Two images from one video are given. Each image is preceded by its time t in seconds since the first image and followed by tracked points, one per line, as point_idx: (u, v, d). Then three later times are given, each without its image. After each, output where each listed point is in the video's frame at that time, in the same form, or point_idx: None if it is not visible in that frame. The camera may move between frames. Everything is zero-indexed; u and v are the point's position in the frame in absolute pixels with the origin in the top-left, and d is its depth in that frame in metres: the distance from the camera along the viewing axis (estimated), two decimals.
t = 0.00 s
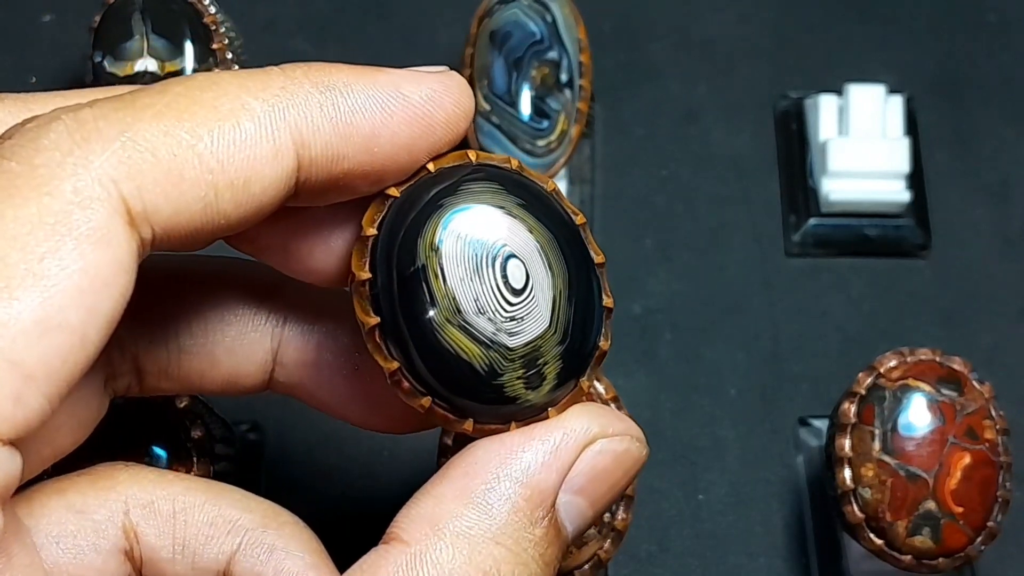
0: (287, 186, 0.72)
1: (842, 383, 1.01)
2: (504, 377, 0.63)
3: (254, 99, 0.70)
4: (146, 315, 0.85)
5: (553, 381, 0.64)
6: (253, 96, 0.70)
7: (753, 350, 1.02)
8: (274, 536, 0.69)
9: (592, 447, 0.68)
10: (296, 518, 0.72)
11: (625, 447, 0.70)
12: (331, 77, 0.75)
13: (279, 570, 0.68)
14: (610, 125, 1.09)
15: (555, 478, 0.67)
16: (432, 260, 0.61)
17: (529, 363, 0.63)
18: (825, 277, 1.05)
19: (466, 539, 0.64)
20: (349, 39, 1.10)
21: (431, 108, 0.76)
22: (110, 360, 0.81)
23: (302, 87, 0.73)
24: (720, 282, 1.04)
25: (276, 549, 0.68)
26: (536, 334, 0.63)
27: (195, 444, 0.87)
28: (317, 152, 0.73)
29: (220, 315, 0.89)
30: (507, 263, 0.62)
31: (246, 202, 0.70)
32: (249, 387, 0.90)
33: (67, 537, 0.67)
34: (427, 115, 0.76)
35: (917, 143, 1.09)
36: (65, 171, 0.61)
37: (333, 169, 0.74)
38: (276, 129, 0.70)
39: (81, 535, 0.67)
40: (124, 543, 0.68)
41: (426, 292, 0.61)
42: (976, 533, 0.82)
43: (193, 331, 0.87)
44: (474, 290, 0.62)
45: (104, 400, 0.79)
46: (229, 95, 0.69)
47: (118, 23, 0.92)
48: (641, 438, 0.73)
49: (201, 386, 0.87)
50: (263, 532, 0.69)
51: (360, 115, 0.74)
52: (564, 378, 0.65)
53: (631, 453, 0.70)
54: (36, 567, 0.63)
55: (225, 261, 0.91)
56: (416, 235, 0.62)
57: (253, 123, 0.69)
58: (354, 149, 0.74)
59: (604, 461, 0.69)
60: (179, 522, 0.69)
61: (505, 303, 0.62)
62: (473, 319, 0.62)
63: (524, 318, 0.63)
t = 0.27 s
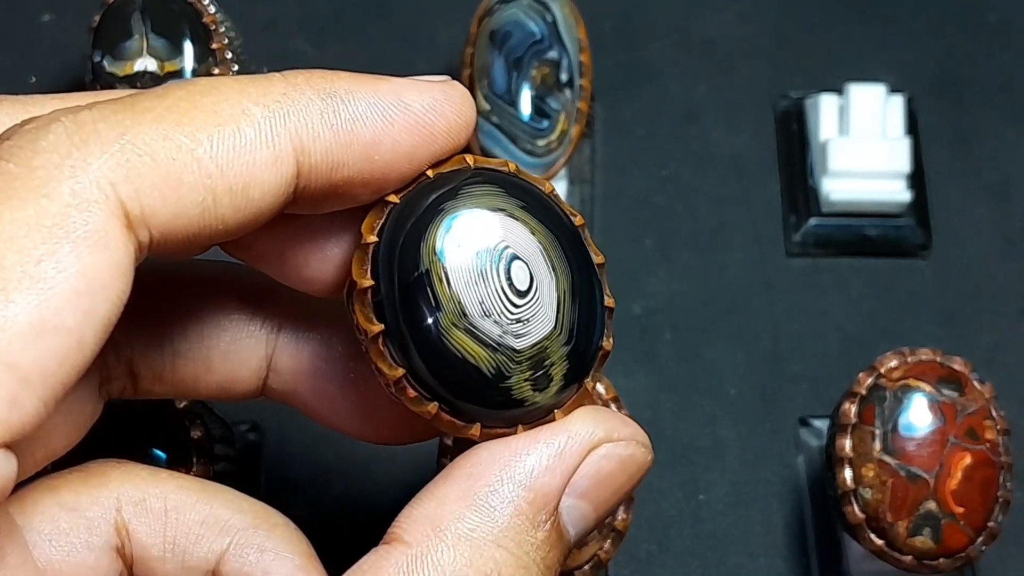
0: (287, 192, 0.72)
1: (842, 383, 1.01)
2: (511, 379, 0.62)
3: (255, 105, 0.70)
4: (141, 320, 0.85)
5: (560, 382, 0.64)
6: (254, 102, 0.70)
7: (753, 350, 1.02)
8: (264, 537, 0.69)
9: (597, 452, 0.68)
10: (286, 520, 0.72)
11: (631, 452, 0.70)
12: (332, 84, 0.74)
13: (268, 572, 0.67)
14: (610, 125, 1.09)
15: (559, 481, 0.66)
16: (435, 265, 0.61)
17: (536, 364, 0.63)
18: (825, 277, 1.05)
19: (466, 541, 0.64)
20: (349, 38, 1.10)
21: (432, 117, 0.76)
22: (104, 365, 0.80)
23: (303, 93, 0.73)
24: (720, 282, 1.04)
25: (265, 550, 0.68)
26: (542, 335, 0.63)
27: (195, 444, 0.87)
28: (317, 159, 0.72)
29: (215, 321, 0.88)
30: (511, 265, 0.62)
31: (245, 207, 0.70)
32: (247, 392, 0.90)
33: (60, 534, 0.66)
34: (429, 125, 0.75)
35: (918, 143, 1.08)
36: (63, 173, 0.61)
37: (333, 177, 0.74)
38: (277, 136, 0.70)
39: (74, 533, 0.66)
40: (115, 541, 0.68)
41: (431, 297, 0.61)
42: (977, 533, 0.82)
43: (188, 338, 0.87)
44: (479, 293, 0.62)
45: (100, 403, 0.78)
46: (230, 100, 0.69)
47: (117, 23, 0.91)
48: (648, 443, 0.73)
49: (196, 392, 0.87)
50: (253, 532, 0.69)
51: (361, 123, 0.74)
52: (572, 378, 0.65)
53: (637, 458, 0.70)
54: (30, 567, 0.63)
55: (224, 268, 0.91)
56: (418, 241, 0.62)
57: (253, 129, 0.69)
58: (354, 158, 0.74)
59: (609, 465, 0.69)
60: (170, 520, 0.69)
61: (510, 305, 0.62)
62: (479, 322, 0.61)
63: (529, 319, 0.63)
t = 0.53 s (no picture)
0: (274, 188, 0.71)
1: (842, 383, 1.01)
2: (504, 372, 0.61)
3: (241, 100, 0.69)
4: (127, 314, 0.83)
5: (553, 375, 0.63)
6: (240, 98, 0.69)
7: (753, 350, 1.02)
8: (243, 524, 0.68)
9: (588, 444, 0.67)
10: (267, 510, 0.71)
11: (621, 445, 0.69)
12: (321, 80, 0.73)
13: (245, 558, 0.66)
14: (610, 125, 1.09)
15: (549, 474, 0.66)
16: (426, 258, 0.60)
17: (529, 356, 0.62)
18: (825, 277, 1.05)
19: (456, 534, 0.63)
20: (350, 38, 1.10)
21: (422, 113, 0.75)
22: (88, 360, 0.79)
23: (291, 88, 0.72)
24: (720, 283, 1.04)
25: (244, 536, 0.68)
26: (534, 327, 0.61)
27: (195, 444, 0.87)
28: (305, 155, 0.72)
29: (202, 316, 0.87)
30: (502, 257, 0.61)
31: (232, 203, 0.69)
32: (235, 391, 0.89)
33: (45, 524, 0.66)
34: (419, 120, 0.74)
35: (918, 143, 1.08)
36: (49, 169, 0.61)
37: (321, 173, 0.73)
38: (264, 131, 0.69)
39: (58, 521, 0.66)
40: (98, 528, 0.67)
41: (422, 290, 0.60)
42: (977, 533, 0.82)
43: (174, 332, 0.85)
44: (471, 284, 0.60)
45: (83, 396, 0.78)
46: (216, 96, 0.68)
47: (118, 23, 0.91)
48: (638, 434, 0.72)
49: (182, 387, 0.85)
50: (232, 519, 0.69)
51: (350, 119, 0.73)
52: (564, 371, 0.63)
53: (628, 451, 0.69)
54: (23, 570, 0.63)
55: (212, 260, 0.89)
56: (409, 234, 0.61)
57: (240, 125, 0.69)
58: (342, 153, 0.73)
59: (599, 457, 0.68)
60: (151, 508, 0.69)
61: (502, 297, 0.61)
62: (472, 315, 0.60)
63: (522, 310, 0.61)
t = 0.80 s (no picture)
0: (265, 185, 0.71)
1: (842, 383, 1.01)
2: (509, 365, 0.60)
3: (228, 99, 0.69)
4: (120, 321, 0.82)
5: (555, 368, 0.62)
6: (228, 97, 0.69)
7: (753, 350, 1.02)
8: (237, 525, 0.68)
9: (588, 447, 0.66)
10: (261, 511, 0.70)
11: (622, 449, 0.67)
12: (306, 79, 0.73)
13: (240, 557, 0.66)
14: (610, 125, 1.09)
15: (549, 475, 0.64)
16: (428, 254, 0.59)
17: (533, 349, 0.61)
18: (825, 277, 1.05)
19: (450, 532, 0.62)
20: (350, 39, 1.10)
21: (409, 107, 0.75)
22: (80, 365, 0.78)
23: (277, 87, 0.72)
24: (720, 282, 1.04)
25: (239, 537, 0.67)
26: (538, 320, 0.61)
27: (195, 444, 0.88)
28: (294, 150, 0.71)
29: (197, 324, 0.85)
30: (503, 251, 0.60)
31: (224, 202, 0.68)
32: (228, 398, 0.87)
33: (40, 524, 0.65)
34: (406, 115, 0.74)
35: (918, 143, 1.08)
36: (39, 167, 0.60)
37: (311, 169, 0.73)
38: (253, 129, 0.69)
39: (54, 520, 0.66)
40: (93, 529, 0.67)
41: (425, 286, 0.59)
42: (977, 533, 0.82)
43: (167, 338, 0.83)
44: (474, 279, 0.60)
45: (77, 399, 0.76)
46: (203, 95, 0.68)
47: (118, 23, 0.91)
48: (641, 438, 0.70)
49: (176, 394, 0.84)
50: (226, 520, 0.68)
51: (337, 116, 0.73)
52: (567, 365, 0.63)
53: (628, 456, 0.68)
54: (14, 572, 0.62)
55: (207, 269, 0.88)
56: (408, 233, 0.60)
57: (228, 122, 0.68)
58: (331, 148, 0.73)
59: (601, 460, 0.67)
60: (146, 508, 0.68)
61: (506, 290, 0.60)
62: (476, 309, 0.59)
63: (525, 302, 0.60)
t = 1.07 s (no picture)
0: (275, 189, 0.71)
1: (842, 383, 1.01)
2: (519, 350, 0.59)
3: (235, 107, 0.69)
4: (132, 333, 0.81)
5: (566, 356, 0.61)
6: (234, 104, 0.69)
7: (753, 351, 1.02)
8: (242, 530, 0.71)
9: (587, 453, 0.65)
10: (263, 513, 0.74)
11: (622, 459, 0.66)
12: (311, 82, 0.73)
13: (245, 563, 0.69)
14: (610, 125, 1.09)
15: (541, 474, 0.64)
16: (437, 238, 0.59)
17: (543, 334, 0.60)
18: (825, 277, 1.05)
19: (433, 518, 0.62)
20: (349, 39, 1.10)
21: (412, 103, 0.75)
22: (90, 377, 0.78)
23: (281, 91, 0.72)
24: (719, 283, 1.04)
25: (244, 543, 0.70)
26: (548, 305, 0.60)
27: (195, 444, 0.88)
28: (302, 154, 0.71)
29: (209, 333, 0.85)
30: (512, 236, 0.60)
31: (237, 209, 0.69)
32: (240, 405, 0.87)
33: (44, 529, 0.68)
34: (410, 110, 0.74)
35: (918, 143, 1.08)
36: (53, 178, 0.60)
37: (320, 171, 0.73)
38: (261, 135, 0.69)
39: (57, 525, 0.68)
40: (97, 533, 0.70)
41: (434, 271, 0.58)
42: (977, 534, 0.82)
43: (176, 347, 0.83)
44: (483, 264, 0.59)
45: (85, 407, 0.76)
46: (211, 105, 0.68)
47: (118, 23, 0.91)
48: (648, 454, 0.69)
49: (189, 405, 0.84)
50: (231, 525, 0.71)
51: (344, 117, 0.73)
52: (577, 354, 0.62)
53: (629, 467, 0.67)
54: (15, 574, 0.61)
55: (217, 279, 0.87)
56: (417, 221, 0.60)
57: (236, 130, 0.68)
58: (338, 148, 0.73)
59: (597, 469, 0.66)
60: (150, 512, 0.71)
61: (516, 274, 0.59)
62: (485, 293, 0.59)
63: (535, 288, 0.60)
